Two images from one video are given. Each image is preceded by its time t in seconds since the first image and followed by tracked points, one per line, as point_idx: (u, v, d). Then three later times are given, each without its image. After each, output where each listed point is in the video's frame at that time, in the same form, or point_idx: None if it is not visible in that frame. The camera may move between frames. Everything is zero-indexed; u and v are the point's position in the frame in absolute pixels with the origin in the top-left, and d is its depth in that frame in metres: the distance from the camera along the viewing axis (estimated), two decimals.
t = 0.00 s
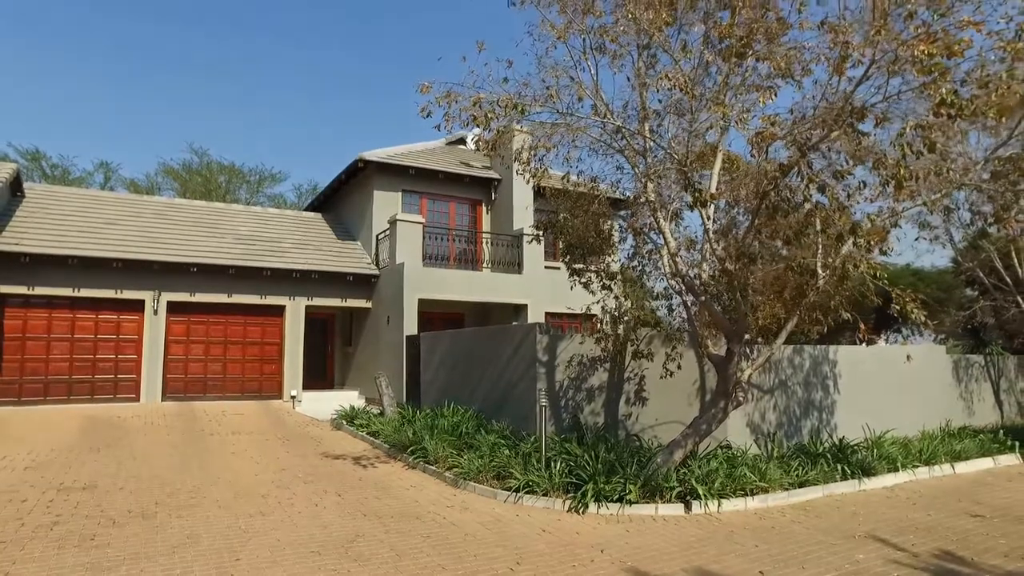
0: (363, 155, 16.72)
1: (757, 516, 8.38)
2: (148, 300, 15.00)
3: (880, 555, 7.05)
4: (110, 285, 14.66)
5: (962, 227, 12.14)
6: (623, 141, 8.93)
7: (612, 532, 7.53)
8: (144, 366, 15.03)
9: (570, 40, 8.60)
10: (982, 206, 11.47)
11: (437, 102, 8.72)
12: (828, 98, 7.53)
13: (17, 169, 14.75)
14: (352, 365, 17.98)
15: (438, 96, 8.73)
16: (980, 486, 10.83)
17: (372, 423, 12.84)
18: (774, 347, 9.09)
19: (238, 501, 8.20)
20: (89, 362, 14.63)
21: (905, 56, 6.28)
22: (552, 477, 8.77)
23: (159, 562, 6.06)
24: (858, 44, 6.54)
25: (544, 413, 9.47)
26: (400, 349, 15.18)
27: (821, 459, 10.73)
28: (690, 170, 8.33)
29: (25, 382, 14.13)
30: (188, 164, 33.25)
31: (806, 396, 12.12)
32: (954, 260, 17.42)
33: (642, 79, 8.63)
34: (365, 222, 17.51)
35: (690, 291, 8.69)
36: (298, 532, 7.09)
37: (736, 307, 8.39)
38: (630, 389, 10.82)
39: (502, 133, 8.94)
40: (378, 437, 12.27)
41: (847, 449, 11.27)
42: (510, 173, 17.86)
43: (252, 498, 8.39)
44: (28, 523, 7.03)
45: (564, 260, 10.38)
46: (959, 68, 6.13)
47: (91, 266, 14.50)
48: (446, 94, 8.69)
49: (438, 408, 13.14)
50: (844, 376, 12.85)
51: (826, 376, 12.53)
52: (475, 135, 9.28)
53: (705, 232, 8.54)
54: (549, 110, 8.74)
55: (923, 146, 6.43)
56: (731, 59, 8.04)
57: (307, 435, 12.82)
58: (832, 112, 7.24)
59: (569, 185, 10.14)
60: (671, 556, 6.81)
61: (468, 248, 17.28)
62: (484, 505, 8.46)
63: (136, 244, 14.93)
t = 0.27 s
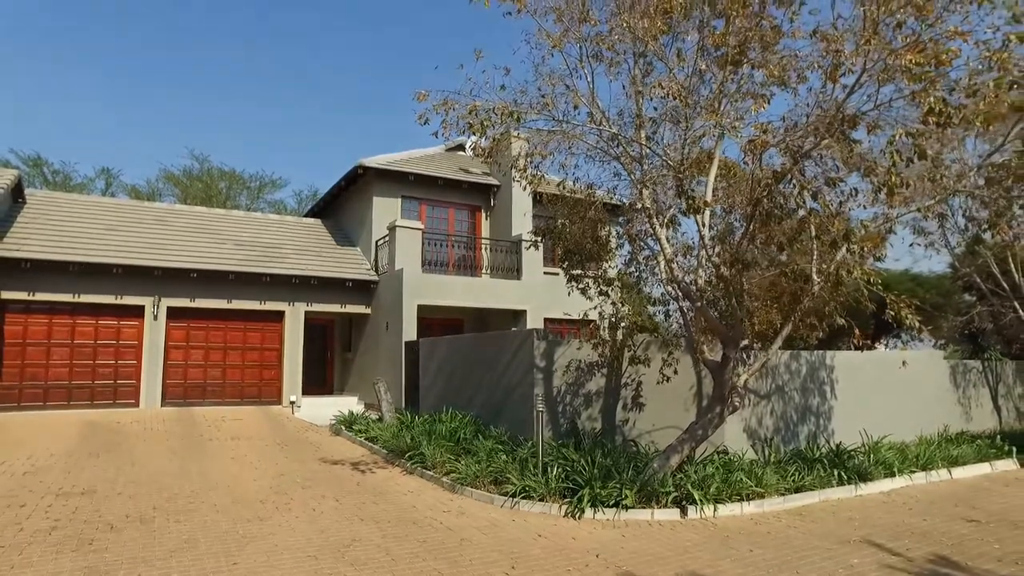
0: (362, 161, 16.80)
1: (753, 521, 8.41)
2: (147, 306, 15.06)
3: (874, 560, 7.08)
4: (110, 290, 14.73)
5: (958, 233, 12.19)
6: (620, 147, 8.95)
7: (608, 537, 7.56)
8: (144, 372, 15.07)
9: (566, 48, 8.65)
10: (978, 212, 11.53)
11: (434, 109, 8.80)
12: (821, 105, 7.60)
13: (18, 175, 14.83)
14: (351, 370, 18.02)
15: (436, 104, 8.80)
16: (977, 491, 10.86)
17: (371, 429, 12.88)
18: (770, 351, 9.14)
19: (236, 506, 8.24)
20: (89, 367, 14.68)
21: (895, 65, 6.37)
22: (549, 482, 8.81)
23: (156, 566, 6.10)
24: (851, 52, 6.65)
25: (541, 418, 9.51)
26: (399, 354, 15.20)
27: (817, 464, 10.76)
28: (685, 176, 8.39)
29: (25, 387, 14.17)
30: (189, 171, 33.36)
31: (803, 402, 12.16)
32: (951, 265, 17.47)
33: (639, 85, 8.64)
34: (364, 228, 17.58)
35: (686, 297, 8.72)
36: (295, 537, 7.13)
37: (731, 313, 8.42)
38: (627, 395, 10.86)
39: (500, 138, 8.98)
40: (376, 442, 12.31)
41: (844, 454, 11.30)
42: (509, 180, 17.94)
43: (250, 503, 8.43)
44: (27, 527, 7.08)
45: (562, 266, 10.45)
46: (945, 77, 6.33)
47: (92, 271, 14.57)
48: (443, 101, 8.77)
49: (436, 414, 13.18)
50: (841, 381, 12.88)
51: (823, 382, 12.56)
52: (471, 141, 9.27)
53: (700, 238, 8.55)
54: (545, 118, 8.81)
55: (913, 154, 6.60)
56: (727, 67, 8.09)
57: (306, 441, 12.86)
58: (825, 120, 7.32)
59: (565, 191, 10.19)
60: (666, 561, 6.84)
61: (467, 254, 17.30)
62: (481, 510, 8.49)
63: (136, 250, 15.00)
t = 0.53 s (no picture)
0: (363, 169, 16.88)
1: (751, 528, 8.44)
2: (149, 313, 15.12)
3: (871, 567, 7.10)
4: (111, 297, 14.79)
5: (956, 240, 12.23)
6: (618, 157, 8.98)
7: (605, 543, 7.59)
8: (145, 379, 15.13)
9: (564, 58, 8.73)
10: (976, 220, 11.57)
11: (433, 118, 8.87)
12: (815, 114, 7.70)
13: (22, 183, 14.93)
14: (352, 377, 18.06)
15: (435, 113, 8.88)
16: (976, 499, 10.87)
17: (371, 436, 12.91)
18: (769, 358, 9.17)
19: (236, 513, 8.28)
20: (90, 374, 14.74)
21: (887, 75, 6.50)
22: (547, 489, 8.84)
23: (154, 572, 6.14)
24: (846, 61, 6.89)
25: (539, 425, 9.54)
26: (399, 361, 15.25)
27: (816, 471, 10.77)
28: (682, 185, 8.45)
29: (26, 394, 14.23)
30: (191, 178, 33.49)
31: (802, 409, 12.18)
32: (950, 273, 17.50)
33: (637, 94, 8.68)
34: (365, 235, 17.65)
35: (684, 304, 8.76)
36: (293, 543, 7.16)
37: (729, 321, 8.45)
38: (626, 402, 10.84)
39: (499, 147, 9.07)
40: (376, 449, 12.35)
41: (843, 461, 11.32)
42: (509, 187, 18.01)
43: (249, 509, 8.47)
44: (27, 533, 7.12)
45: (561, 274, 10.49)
46: (938, 86, 6.58)
47: (94, 278, 14.64)
48: (442, 110, 8.85)
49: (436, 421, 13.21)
50: (840, 388, 12.90)
51: (821, 389, 12.58)
52: (469, 150, 9.33)
53: (697, 246, 8.57)
54: (543, 127, 8.88)
55: (908, 161, 6.83)
56: (723, 76, 8.15)
57: (306, 447, 12.89)
58: (820, 129, 7.41)
59: (564, 200, 10.20)
60: (663, 567, 6.87)
61: (468, 261, 17.39)
62: (480, 516, 8.53)
63: (138, 258, 15.07)
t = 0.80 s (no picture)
0: (364, 178, 16.96)
1: (751, 537, 8.45)
2: (152, 321, 15.19)
3: None
4: (114, 306, 14.87)
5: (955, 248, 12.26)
6: (617, 166, 9.01)
7: (605, 552, 7.61)
8: (147, 387, 15.18)
9: (562, 69, 8.79)
10: (975, 228, 11.60)
11: (434, 128, 8.95)
12: (811, 125, 7.85)
13: (26, 192, 15.04)
14: (353, 386, 18.09)
15: (435, 123, 8.96)
16: (977, 508, 10.86)
17: (372, 444, 12.94)
18: (768, 366, 9.19)
19: (236, 521, 8.30)
20: (93, 382, 14.80)
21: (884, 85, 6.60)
22: (547, 497, 8.86)
23: None
24: (842, 73, 7.11)
25: (539, 434, 9.55)
26: (400, 370, 15.30)
27: (817, 479, 10.77)
28: (680, 194, 8.51)
29: (29, 402, 14.28)
30: (194, 187, 33.64)
31: (802, 418, 12.19)
32: (951, 281, 17.51)
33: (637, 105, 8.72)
34: (366, 244, 17.72)
35: (683, 313, 8.80)
36: (294, 551, 7.19)
37: (727, 330, 8.49)
38: (626, 410, 10.87)
39: (498, 158, 9.13)
40: (376, 457, 12.37)
41: (844, 469, 11.32)
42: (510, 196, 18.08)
43: (250, 517, 8.50)
44: (28, 541, 7.15)
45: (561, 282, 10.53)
46: (930, 97, 6.77)
47: (97, 287, 14.73)
48: (443, 121, 8.93)
49: (437, 429, 13.22)
50: (841, 397, 12.90)
51: (822, 398, 12.59)
52: (469, 160, 9.43)
53: (696, 255, 8.61)
54: (543, 138, 8.96)
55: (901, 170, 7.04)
56: (721, 86, 8.19)
57: (307, 456, 12.92)
58: (817, 139, 7.50)
59: (564, 208, 10.19)
60: None
61: (469, 269, 17.51)
62: (479, 525, 8.54)
63: (141, 266, 15.16)
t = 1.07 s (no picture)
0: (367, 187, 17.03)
1: (753, 545, 8.44)
2: (155, 329, 15.25)
3: None
4: (118, 313, 14.93)
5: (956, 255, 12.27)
6: (618, 174, 9.05)
7: (606, 560, 7.61)
8: (150, 394, 15.22)
9: (563, 78, 8.85)
10: (976, 235, 11.61)
11: (436, 137, 9.01)
12: (810, 134, 7.94)
13: (32, 200, 15.14)
14: (356, 394, 18.12)
15: (437, 132, 9.03)
16: (981, 516, 10.82)
17: (374, 451, 12.96)
18: (769, 374, 9.18)
19: (238, 528, 8.32)
20: (96, 390, 14.85)
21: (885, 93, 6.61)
22: (548, 505, 8.86)
23: None
24: (841, 81, 7.18)
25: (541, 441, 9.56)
26: (402, 378, 15.33)
27: (819, 487, 10.75)
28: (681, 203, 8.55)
29: (33, 409, 14.32)
30: (198, 195, 33.78)
31: (804, 425, 12.17)
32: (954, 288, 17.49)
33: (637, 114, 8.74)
34: (369, 251, 17.79)
35: (684, 321, 8.82)
36: (295, 558, 7.21)
37: (728, 338, 8.49)
38: (628, 418, 10.86)
39: (499, 167, 9.23)
40: (378, 465, 12.38)
41: (846, 477, 11.30)
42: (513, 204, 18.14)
43: (252, 524, 8.52)
44: (31, 548, 7.18)
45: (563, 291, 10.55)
46: (928, 106, 6.85)
47: (101, 295, 14.80)
48: (445, 130, 9.00)
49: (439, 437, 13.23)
50: (844, 405, 12.88)
51: (824, 406, 12.57)
52: (470, 170, 9.50)
53: (696, 263, 8.63)
54: (544, 146, 9.01)
55: (900, 178, 7.11)
56: (721, 95, 8.23)
57: (309, 463, 12.94)
58: (817, 147, 7.60)
59: (565, 216, 10.17)
60: None
61: (471, 277, 17.66)
62: (481, 533, 8.55)
63: (145, 274, 15.24)
